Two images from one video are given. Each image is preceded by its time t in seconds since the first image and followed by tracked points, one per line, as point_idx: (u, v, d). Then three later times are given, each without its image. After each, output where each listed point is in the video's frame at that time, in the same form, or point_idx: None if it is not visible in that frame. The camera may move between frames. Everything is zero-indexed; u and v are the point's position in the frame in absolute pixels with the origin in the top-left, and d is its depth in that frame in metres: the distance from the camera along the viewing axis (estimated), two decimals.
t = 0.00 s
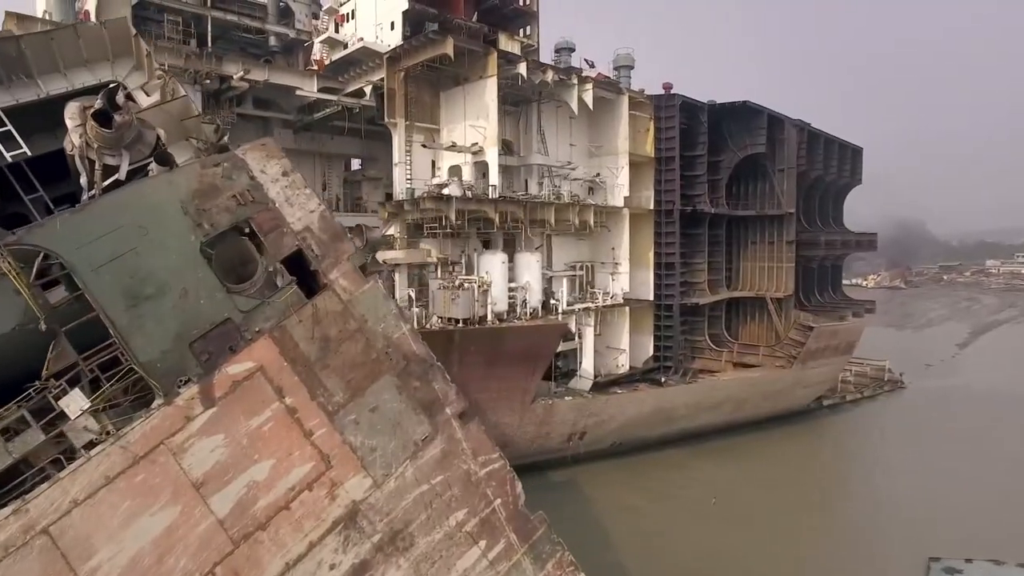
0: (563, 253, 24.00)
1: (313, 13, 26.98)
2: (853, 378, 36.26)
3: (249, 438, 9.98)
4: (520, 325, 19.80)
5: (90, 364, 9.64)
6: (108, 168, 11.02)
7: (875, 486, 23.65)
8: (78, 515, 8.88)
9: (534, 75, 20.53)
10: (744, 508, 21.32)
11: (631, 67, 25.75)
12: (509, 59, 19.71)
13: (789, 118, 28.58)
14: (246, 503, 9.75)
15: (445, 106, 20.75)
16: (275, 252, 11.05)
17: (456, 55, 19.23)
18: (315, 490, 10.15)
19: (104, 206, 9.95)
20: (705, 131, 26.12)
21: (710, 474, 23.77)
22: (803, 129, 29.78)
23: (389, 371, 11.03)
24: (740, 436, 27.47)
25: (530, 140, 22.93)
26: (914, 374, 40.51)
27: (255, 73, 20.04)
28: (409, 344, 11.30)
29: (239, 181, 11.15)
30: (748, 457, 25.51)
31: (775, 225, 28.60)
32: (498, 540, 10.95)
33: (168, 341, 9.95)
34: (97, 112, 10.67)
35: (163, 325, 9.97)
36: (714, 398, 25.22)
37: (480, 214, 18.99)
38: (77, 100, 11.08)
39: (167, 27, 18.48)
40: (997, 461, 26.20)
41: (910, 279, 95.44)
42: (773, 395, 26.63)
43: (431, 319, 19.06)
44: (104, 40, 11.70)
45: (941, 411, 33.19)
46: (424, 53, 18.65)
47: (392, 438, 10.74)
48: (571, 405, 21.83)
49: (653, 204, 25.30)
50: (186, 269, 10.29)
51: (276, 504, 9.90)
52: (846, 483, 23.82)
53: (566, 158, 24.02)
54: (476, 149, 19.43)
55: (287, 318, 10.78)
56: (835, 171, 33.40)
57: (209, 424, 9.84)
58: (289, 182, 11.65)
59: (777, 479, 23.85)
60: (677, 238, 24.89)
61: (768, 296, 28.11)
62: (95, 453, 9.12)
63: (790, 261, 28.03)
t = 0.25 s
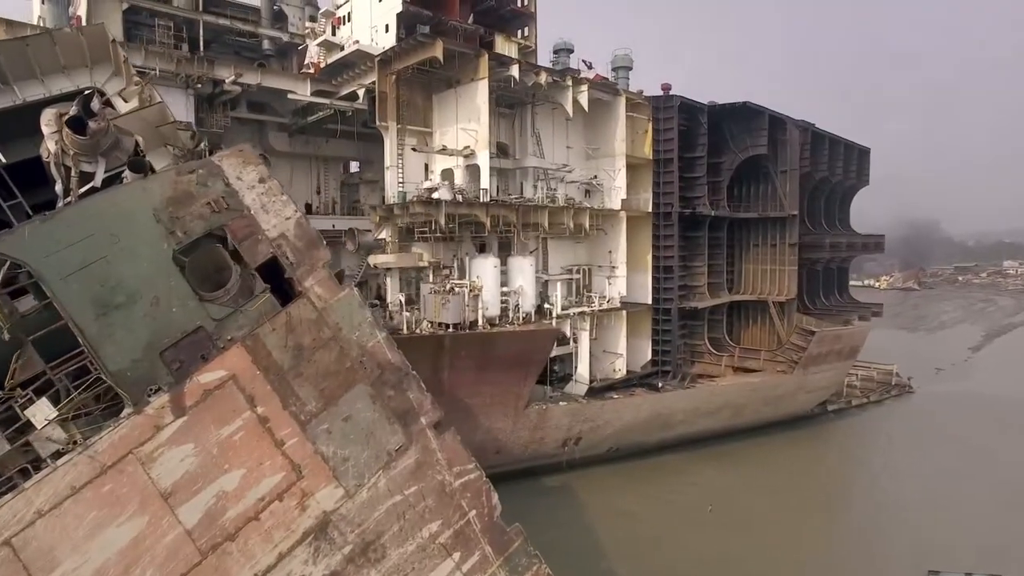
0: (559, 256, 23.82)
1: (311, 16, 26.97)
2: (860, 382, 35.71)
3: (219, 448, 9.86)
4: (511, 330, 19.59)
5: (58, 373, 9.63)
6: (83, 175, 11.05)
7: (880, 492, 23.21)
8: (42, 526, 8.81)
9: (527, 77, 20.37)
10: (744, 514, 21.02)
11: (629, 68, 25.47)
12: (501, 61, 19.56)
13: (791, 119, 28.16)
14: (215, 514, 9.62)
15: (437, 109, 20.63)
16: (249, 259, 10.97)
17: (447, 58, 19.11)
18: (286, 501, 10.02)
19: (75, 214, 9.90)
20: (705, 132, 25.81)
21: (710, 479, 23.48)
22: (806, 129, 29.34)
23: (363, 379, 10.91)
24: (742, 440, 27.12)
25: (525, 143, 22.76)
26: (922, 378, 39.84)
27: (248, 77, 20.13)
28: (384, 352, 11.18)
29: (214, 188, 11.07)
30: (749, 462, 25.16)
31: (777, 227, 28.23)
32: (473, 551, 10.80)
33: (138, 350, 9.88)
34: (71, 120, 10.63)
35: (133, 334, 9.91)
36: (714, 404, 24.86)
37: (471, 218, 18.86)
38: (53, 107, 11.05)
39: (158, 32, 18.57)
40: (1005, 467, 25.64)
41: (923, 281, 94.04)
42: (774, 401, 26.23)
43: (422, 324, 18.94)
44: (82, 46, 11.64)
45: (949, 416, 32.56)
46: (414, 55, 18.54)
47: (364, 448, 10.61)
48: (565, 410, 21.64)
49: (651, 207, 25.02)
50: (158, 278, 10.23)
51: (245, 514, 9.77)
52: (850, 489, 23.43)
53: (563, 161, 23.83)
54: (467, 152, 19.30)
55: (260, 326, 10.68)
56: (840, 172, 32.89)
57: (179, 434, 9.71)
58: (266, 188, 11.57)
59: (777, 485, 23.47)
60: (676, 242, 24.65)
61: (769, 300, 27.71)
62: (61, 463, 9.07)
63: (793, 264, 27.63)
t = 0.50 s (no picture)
0: (557, 260, 23.60)
1: (310, 19, 26.95)
2: (869, 388, 35.06)
3: (190, 457, 9.75)
4: (503, 336, 19.41)
5: (29, 382, 9.67)
6: (63, 182, 11.05)
7: (886, 499, 22.81)
8: (9, 535, 8.76)
9: (522, 79, 20.15)
10: (746, 521, 20.72)
11: (629, 69, 25.27)
12: (495, 63, 19.38)
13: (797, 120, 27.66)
14: (185, 524, 9.51)
15: (432, 112, 20.50)
16: (225, 267, 10.89)
17: (440, 61, 18.96)
18: (258, 511, 9.91)
19: (49, 222, 9.90)
20: (707, 134, 25.43)
21: (712, 485, 23.16)
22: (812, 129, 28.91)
23: (338, 389, 10.79)
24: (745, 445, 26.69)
25: (522, 145, 22.55)
26: (935, 383, 39.01)
27: (243, 81, 20.22)
28: (360, 361, 11.06)
29: (191, 196, 11.00)
30: (752, 468, 24.76)
31: (782, 230, 27.79)
32: (448, 564, 10.65)
33: (111, 358, 9.81)
34: (47, 128, 10.59)
35: (106, 342, 9.85)
36: (716, 410, 24.45)
37: (463, 222, 18.71)
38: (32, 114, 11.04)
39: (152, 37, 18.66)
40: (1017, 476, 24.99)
41: (941, 283, 92.28)
42: (778, 407, 25.75)
43: (415, 329, 18.82)
44: (62, 52, 11.54)
45: (961, 423, 31.82)
46: (406, 58, 18.42)
47: (339, 458, 10.50)
48: (561, 416, 21.41)
49: (652, 210, 24.69)
50: (132, 285, 10.15)
51: (216, 525, 9.65)
52: (854, 495, 23.03)
53: (561, 163, 23.61)
54: (460, 156, 19.15)
55: (235, 335, 10.58)
56: (848, 174, 32.29)
57: (150, 443, 9.60)
58: (244, 195, 11.48)
59: (780, 491, 23.06)
60: (676, 245, 24.38)
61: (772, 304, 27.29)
62: (30, 472, 9.00)
63: (797, 268, 27.18)
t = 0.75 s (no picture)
0: (555, 263, 23.38)
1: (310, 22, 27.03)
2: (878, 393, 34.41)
3: (161, 467, 9.67)
4: (496, 341, 19.24)
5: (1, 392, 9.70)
6: (42, 190, 11.00)
7: (891, 505, 22.37)
8: None
9: (517, 82, 19.96)
10: (745, 527, 20.41)
11: (629, 70, 24.99)
12: (488, 66, 19.20)
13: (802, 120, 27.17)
14: (155, 535, 9.42)
15: (426, 115, 20.37)
16: (201, 275, 10.81)
17: (433, 64, 18.81)
18: (229, 522, 9.79)
19: (22, 230, 9.85)
20: (709, 135, 25.06)
21: (711, 491, 22.81)
22: (817, 130, 28.43)
23: (313, 399, 10.67)
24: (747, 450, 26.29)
25: (519, 148, 22.35)
26: (948, 388, 38.18)
27: (238, 85, 20.27)
28: (336, 371, 10.95)
29: (168, 204, 10.95)
30: (754, 474, 24.38)
31: (786, 233, 27.36)
32: None
33: (83, 368, 9.78)
34: (24, 135, 10.78)
35: (78, 351, 9.81)
36: (717, 416, 24.07)
37: (456, 226, 18.55)
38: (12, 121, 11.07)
39: (146, 42, 18.74)
40: None
41: (960, 284, 90.51)
42: (781, 413, 25.30)
43: (407, 334, 18.73)
44: (41, 58, 11.54)
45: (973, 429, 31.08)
46: (398, 61, 18.29)
47: (312, 469, 10.39)
48: (556, 422, 21.20)
49: (651, 213, 24.34)
50: (106, 294, 10.13)
51: (186, 536, 9.55)
52: (858, 502, 22.61)
53: (559, 166, 23.38)
54: (453, 160, 18.99)
55: (210, 344, 10.50)
56: (857, 175, 31.68)
57: (122, 453, 9.53)
58: (223, 203, 11.41)
59: (782, 497, 22.63)
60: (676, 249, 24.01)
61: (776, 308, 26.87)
62: None
63: (802, 271, 26.74)
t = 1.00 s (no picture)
0: (552, 268, 23.15)
1: (309, 25, 27.11)
2: (887, 398, 33.75)
3: (131, 479, 9.55)
4: (487, 347, 19.04)
5: None
6: (19, 199, 11.00)
7: (895, 513, 21.90)
8: None
9: (510, 85, 19.76)
10: (744, 535, 20.07)
11: (629, 71, 24.72)
12: (481, 69, 19.01)
13: (806, 121, 26.68)
14: (122, 548, 9.29)
15: (419, 119, 20.21)
16: (174, 286, 10.71)
17: (424, 68, 18.65)
18: (198, 535, 9.66)
19: None
20: (709, 138, 24.68)
21: (710, 499, 22.41)
22: (821, 132, 27.96)
23: (286, 410, 10.55)
24: (749, 457, 25.91)
25: (515, 152, 22.13)
26: (960, 394, 37.35)
27: (231, 90, 20.30)
28: (309, 382, 10.83)
29: (143, 214, 10.88)
30: (755, 480, 24.00)
31: (790, 236, 26.94)
32: None
33: (53, 379, 9.71)
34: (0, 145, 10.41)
35: (48, 363, 9.74)
36: (717, 424, 23.68)
37: (447, 231, 18.36)
38: None
39: (139, 48, 18.78)
40: None
41: (978, 285, 88.73)
42: (783, 420, 24.86)
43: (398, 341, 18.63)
44: (19, 66, 11.57)
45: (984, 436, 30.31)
46: (389, 65, 18.13)
47: (284, 481, 10.26)
48: (551, 429, 20.97)
49: (650, 216, 24.00)
50: (78, 305, 10.06)
51: (154, 549, 9.41)
52: (861, 509, 22.16)
53: (556, 170, 23.14)
54: (445, 164, 18.82)
55: (182, 354, 10.40)
56: (864, 176, 31.09)
57: (91, 465, 9.41)
58: (199, 212, 11.34)
59: (783, 505, 22.19)
60: (675, 254, 23.62)
61: (778, 312, 26.42)
62: None
63: (806, 276, 26.30)
